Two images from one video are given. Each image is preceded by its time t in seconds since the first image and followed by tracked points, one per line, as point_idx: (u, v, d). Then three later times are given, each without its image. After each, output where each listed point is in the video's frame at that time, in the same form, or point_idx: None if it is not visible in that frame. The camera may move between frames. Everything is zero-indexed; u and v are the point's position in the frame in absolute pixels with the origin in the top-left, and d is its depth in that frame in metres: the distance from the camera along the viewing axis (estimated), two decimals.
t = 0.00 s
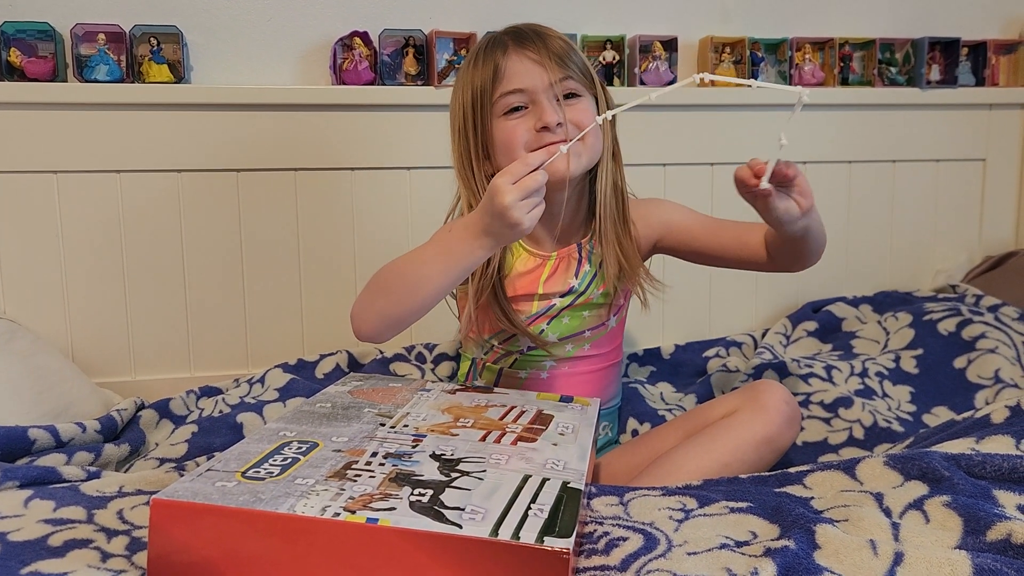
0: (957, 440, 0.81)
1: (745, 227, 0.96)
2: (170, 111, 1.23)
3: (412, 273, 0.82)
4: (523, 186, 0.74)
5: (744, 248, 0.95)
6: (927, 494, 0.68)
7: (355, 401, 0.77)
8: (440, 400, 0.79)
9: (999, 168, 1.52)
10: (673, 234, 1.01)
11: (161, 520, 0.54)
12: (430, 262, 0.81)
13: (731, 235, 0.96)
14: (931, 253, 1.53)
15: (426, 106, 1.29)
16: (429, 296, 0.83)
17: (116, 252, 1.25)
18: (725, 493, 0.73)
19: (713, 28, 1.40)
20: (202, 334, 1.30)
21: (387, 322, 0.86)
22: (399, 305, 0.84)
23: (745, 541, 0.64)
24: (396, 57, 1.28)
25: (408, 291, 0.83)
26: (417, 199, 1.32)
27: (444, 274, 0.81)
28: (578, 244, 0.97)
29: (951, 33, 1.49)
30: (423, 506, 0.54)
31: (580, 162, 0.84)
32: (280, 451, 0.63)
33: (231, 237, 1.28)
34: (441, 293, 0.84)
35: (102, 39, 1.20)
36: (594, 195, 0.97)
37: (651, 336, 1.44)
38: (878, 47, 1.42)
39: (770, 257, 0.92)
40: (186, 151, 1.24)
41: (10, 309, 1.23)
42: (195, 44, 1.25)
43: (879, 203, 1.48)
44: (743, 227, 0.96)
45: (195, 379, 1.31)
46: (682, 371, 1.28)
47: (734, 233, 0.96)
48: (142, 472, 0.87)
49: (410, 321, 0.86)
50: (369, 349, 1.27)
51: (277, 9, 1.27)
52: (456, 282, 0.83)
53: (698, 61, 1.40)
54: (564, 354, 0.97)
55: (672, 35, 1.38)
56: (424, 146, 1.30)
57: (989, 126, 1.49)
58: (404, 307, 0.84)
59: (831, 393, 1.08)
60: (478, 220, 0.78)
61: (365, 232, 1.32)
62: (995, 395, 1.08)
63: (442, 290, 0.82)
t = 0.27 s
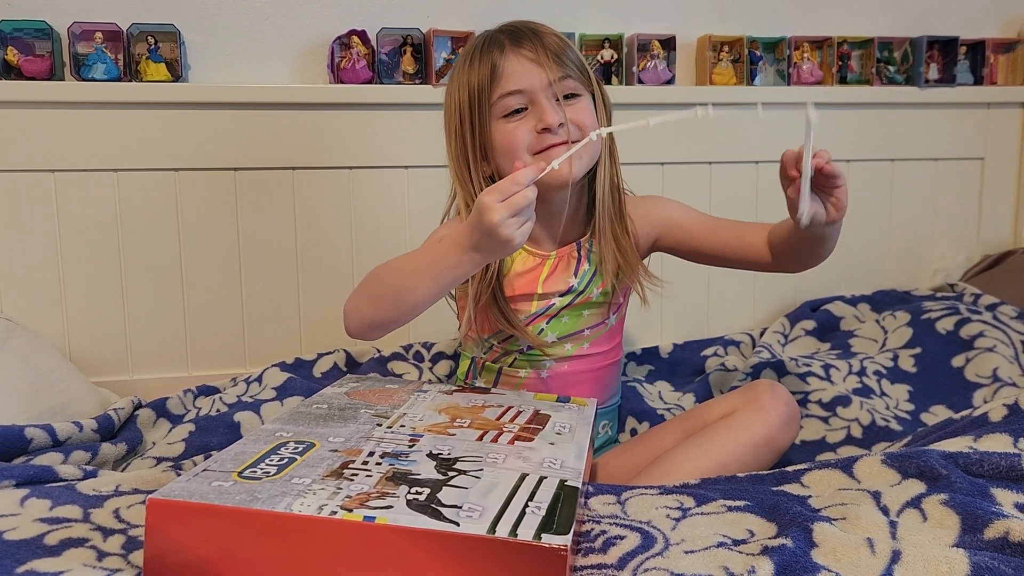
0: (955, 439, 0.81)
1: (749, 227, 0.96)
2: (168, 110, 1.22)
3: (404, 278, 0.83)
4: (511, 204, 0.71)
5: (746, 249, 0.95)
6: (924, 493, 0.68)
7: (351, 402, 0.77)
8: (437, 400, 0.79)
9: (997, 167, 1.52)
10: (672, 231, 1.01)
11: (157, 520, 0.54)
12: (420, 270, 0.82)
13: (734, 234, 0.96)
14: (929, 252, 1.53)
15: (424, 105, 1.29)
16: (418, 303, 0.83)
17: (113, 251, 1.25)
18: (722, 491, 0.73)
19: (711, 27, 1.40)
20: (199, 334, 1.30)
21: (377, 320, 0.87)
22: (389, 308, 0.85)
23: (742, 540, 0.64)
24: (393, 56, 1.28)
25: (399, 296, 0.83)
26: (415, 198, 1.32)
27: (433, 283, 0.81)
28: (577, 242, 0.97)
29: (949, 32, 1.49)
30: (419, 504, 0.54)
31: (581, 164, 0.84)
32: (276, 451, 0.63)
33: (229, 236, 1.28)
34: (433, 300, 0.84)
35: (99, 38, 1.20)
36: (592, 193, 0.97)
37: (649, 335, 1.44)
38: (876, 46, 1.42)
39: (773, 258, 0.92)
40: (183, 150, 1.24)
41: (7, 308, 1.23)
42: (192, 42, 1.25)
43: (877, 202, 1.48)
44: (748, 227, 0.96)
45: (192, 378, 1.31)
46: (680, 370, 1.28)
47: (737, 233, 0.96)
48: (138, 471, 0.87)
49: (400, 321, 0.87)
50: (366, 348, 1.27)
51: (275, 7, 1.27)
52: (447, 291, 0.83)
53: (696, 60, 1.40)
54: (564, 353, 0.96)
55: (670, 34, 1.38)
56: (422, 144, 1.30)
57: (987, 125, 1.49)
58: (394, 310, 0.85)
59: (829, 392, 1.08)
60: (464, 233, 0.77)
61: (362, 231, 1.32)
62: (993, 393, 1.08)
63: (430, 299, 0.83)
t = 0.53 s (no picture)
0: (953, 440, 0.80)
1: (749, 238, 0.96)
2: (166, 110, 1.22)
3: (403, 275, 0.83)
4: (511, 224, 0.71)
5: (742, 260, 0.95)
6: (922, 493, 0.68)
7: (349, 403, 0.77)
8: (435, 401, 0.79)
9: (996, 167, 1.52)
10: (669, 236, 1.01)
11: (153, 522, 0.54)
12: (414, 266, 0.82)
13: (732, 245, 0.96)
14: (928, 252, 1.53)
15: (422, 104, 1.29)
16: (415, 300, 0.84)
17: (111, 251, 1.25)
18: (721, 492, 0.73)
19: (710, 27, 1.40)
20: (198, 334, 1.30)
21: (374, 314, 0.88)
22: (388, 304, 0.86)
23: (740, 541, 0.64)
24: (392, 55, 1.27)
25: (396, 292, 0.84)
26: (413, 198, 1.32)
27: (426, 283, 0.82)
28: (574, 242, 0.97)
29: (948, 32, 1.49)
30: (416, 505, 0.54)
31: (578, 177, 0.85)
32: (273, 452, 0.63)
33: (227, 236, 1.28)
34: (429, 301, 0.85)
35: (97, 38, 1.19)
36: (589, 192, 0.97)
37: (648, 335, 1.43)
38: (875, 46, 1.42)
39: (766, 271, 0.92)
40: (181, 150, 1.24)
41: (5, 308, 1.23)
42: (190, 43, 1.25)
43: (876, 202, 1.48)
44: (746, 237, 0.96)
45: (190, 379, 1.31)
46: (679, 370, 1.28)
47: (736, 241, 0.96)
48: (136, 472, 0.87)
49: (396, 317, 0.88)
50: (365, 349, 1.27)
51: (273, 7, 1.26)
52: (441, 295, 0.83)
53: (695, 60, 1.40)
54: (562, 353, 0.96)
55: (669, 34, 1.38)
56: (420, 144, 1.30)
57: (986, 125, 1.49)
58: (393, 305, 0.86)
59: (827, 392, 1.08)
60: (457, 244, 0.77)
61: (361, 231, 1.32)
62: (992, 394, 1.08)
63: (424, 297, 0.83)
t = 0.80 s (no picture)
0: (953, 440, 0.81)
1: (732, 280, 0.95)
2: (168, 111, 1.23)
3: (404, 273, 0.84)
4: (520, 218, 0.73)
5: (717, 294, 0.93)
6: (922, 492, 0.68)
7: (350, 404, 0.77)
8: (436, 402, 0.79)
9: (996, 168, 1.52)
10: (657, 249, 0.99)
11: (157, 521, 0.54)
12: (420, 261, 0.83)
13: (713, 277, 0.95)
14: (928, 252, 1.53)
15: (423, 105, 1.29)
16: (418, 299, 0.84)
17: (113, 252, 1.25)
18: (721, 492, 0.73)
19: (710, 27, 1.40)
20: (200, 335, 1.30)
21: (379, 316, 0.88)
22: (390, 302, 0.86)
23: (741, 540, 0.64)
24: (393, 56, 1.28)
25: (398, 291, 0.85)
26: (414, 198, 1.32)
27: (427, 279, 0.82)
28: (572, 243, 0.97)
29: (949, 32, 1.49)
30: (419, 504, 0.54)
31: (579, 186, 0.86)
32: (275, 453, 0.63)
33: (228, 237, 1.28)
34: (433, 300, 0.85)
35: (99, 39, 1.20)
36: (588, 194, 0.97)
37: (648, 336, 1.44)
38: (875, 47, 1.42)
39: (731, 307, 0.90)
40: (183, 151, 1.24)
41: (7, 308, 1.23)
42: (192, 44, 1.25)
43: (877, 202, 1.49)
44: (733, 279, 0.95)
45: (192, 379, 1.31)
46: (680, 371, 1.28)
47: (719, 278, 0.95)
48: (138, 472, 0.87)
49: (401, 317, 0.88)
50: (366, 349, 1.27)
51: (274, 8, 1.27)
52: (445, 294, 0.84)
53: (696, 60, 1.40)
54: (562, 353, 0.96)
55: (669, 34, 1.38)
56: (421, 145, 1.30)
57: (986, 125, 1.49)
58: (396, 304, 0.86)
59: (828, 392, 1.09)
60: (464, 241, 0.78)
61: (362, 232, 1.32)
62: (992, 394, 1.08)
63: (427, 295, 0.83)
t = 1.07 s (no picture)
0: (952, 442, 0.81)
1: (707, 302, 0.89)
2: (169, 113, 1.23)
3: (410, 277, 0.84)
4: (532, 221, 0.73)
5: (682, 309, 0.89)
6: (921, 495, 0.69)
7: (350, 408, 0.78)
8: (436, 406, 0.79)
9: (996, 170, 1.52)
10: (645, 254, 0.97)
11: (158, 524, 0.54)
12: (426, 267, 0.83)
13: (688, 294, 0.90)
14: (928, 254, 1.53)
15: (424, 108, 1.29)
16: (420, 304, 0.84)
17: (115, 254, 1.26)
18: (720, 494, 0.73)
19: (710, 30, 1.41)
20: (201, 337, 1.30)
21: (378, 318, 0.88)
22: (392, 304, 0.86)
23: (740, 543, 0.64)
24: (393, 59, 1.28)
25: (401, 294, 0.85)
26: (415, 201, 1.33)
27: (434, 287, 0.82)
28: (569, 244, 0.98)
29: (948, 35, 1.49)
30: (419, 507, 0.54)
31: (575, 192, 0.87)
32: (275, 456, 0.63)
33: (229, 239, 1.28)
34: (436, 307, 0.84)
35: (101, 42, 1.20)
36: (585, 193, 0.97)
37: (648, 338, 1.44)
38: (875, 49, 1.42)
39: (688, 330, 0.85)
40: (184, 154, 1.24)
41: (9, 311, 1.24)
42: (193, 47, 1.25)
43: (877, 205, 1.49)
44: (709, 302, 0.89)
45: (193, 381, 1.31)
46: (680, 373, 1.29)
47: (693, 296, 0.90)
48: (139, 475, 0.87)
49: (402, 322, 0.88)
50: (367, 351, 1.28)
51: (275, 11, 1.27)
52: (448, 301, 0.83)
53: (696, 63, 1.40)
54: (560, 356, 0.97)
55: (670, 37, 1.39)
56: (422, 148, 1.31)
57: (986, 128, 1.50)
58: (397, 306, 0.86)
59: (827, 395, 1.09)
60: (474, 247, 0.79)
61: (363, 234, 1.32)
62: (991, 396, 1.08)
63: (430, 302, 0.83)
